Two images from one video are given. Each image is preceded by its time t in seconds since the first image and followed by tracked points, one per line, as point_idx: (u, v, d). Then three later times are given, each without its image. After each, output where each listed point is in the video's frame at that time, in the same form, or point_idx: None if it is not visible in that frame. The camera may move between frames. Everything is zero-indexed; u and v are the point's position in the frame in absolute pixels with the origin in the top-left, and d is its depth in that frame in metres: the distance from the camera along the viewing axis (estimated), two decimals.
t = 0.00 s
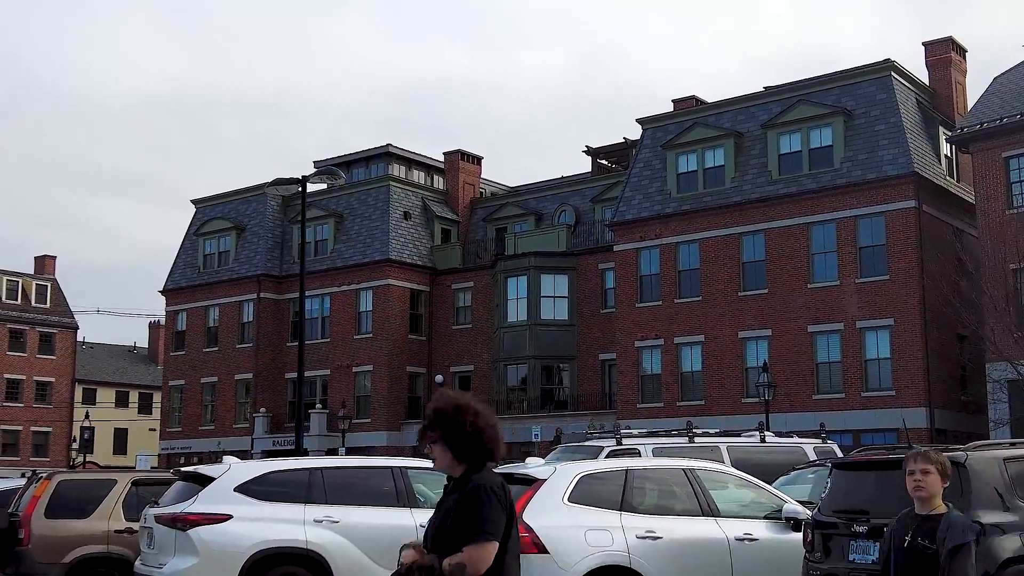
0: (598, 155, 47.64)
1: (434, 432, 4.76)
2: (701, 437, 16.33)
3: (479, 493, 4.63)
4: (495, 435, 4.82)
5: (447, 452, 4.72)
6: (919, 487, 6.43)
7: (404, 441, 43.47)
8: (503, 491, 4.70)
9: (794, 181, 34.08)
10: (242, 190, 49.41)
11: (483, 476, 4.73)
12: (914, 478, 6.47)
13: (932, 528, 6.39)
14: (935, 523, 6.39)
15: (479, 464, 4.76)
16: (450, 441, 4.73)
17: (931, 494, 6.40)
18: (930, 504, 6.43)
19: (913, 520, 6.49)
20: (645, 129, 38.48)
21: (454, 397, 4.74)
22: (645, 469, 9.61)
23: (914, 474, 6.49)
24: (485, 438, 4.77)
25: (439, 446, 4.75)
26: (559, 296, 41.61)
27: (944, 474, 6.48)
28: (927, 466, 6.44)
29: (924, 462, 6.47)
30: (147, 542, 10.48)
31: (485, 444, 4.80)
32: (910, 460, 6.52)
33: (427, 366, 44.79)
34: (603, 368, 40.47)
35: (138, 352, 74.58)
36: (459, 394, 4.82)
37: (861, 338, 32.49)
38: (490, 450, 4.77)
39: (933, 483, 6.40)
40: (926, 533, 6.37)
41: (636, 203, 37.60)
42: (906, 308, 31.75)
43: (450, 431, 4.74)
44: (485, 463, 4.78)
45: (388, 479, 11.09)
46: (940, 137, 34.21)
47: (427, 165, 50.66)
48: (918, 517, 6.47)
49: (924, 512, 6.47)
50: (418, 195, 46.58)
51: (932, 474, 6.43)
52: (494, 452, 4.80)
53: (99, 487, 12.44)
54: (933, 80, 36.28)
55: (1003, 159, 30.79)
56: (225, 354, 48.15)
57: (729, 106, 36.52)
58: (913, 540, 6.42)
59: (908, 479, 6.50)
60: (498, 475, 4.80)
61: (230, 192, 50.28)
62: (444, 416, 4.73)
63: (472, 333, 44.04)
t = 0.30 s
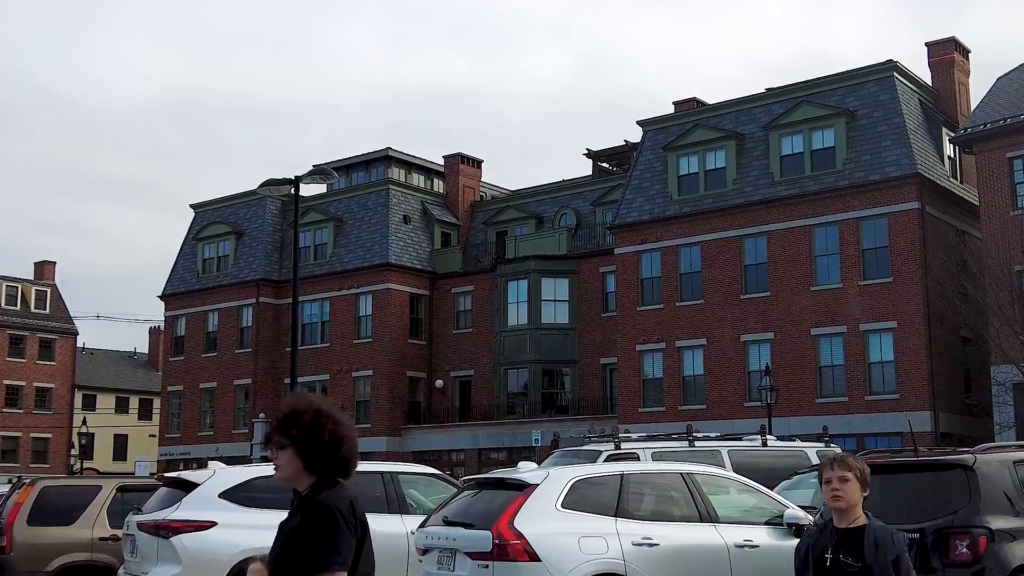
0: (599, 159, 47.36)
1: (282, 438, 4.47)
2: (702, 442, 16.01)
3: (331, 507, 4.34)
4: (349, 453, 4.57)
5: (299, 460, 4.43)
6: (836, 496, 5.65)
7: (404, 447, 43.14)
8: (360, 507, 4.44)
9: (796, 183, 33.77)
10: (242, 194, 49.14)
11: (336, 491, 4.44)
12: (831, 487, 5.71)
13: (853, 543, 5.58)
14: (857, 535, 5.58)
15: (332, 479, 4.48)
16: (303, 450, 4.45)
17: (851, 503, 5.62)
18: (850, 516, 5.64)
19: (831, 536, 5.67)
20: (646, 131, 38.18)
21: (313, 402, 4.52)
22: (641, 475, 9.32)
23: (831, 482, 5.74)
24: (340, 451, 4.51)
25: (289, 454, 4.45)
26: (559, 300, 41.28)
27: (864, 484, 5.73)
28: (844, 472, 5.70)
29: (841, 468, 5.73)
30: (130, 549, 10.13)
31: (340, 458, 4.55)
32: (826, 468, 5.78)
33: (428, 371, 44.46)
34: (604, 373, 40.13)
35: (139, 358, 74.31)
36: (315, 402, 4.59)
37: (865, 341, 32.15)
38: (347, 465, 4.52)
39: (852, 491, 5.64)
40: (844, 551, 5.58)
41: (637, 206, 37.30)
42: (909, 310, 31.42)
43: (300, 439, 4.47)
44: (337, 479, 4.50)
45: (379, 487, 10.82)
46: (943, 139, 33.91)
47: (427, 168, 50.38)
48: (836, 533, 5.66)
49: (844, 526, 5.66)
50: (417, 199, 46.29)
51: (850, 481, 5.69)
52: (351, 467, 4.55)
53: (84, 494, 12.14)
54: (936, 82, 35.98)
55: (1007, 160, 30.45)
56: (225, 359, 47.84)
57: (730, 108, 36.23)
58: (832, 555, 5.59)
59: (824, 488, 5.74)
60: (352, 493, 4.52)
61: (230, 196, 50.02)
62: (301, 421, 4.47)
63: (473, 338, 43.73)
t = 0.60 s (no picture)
0: (603, 158, 47.08)
1: (103, 408, 3.92)
2: (706, 443, 15.72)
3: (131, 486, 3.77)
4: (181, 437, 4.02)
5: (119, 434, 3.90)
6: (752, 489, 5.21)
7: (407, 449, 42.85)
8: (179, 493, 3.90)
9: (802, 181, 33.45)
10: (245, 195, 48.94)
11: (148, 472, 3.88)
12: (747, 479, 5.27)
13: (771, 540, 5.15)
14: (775, 533, 5.15)
15: (151, 460, 3.94)
16: (124, 421, 3.91)
17: (768, 498, 5.18)
18: (768, 510, 5.21)
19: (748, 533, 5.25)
20: (651, 130, 37.88)
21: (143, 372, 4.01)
22: (643, 476, 9.05)
23: (748, 474, 5.29)
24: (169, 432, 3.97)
25: (108, 424, 3.92)
26: (564, 300, 41.00)
27: (785, 474, 5.28)
28: (761, 462, 5.26)
29: (758, 458, 5.27)
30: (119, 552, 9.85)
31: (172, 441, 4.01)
32: (741, 458, 5.34)
33: (431, 373, 44.19)
34: (609, 374, 39.82)
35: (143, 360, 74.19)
36: (151, 373, 4.07)
37: (872, 341, 31.83)
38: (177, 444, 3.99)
39: (769, 483, 5.20)
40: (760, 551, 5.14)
41: (642, 205, 37.01)
42: (917, 310, 31.09)
43: (126, 412, 3.93)
44: (160, 460, 3.97)
45: (374, 489, 10.56)
46: (951, 136, 33.57)
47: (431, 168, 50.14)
48: (754, 529, 5.24)
49: (761, 522, 5.24)
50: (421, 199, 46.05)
51: (768, 471, 5.25)
52: (182, 450, 4.03)
53: (74, 496, 11.90)
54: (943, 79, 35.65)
55: (1016, 158, 30.09)
56: (228, 361, 47.62)
57: (735, 106, 35.92)
58: (748, 554, 5.17)
59: (740, 481, 5.30)
60: (174, 479, 3.96)
61: (233, 197, 49.84)
62: (123, 391, 3.95)
63: (476, 339, 43.46)
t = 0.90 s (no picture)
0: (611, 160, 46.77)
1: None
2: (713, 447, 15.41)
3: None
4: None
5: None
6: (642, 513, 4.48)
7: (414, 452, 42.57)
8: None
9: (811, 182, 33.10)
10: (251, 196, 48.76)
11: None
12: (637, 500, 4.53)
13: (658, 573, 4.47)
14: (663, 563, 4.46)
15: None
16: None
17: (658, 524, 4.45)
18: (660, 536, 4.48)
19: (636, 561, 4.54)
20: (658, 131, 37.55)
21: None
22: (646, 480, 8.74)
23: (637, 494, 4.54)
24: None
25: None
26: (571, 302, 40.69)
27: (680, 493, 4.54)
28: (653, 481, 4.49)
29: (651, 475, 4.50)
30: (107, 558, 9.57)
31: None
32: (633, 471, 4.57)
33: (438, 375, 43.92)
34: (617, 376, 39.49)
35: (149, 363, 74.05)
36: None
37: (882, 344, 31.46)
38: None
39: (662, 507, 4.46)
40: None
41: (649, 206, 36.69)
42: (928, 313, 30.71)
43: None
44: None
45: (370, 492, 10.28)
46: (962, 136, 33.19)
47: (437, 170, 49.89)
48: (642, 557, 4.53)
49: (652, 549, 4.52)
50: (427, 201, 45.79)
51: (661, 491, 4.50)
52: None
53: (66, 501, 11.65)
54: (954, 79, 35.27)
55: None
56: (233, 363, 47.43)
57: (743, 106, 35.59)
58: None
59: (629, 501, 4.54)
60: None
61: (239, 199, 49.67)
62: None
63: (483, 341, 43.17)
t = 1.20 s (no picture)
0: (615, 159, 46.51)
1: None
2: (712, 447, 15.13)
3: None
4: None
5: None
6: (473, 499, 3.98)
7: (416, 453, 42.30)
8: None
9: (816, 181, 32.80)
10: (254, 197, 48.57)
11: None
12: (469, 486, 4.03)
13: (492, 567, 3.96)
14: (498, 557, 3.95)
15: None
16: None
17: (490, 513, 3.96)
18: (493, 526, 3.98)
19: (470, 555, 4.05)
20: (662, 129, 37.28)
21: None
22: (638, 480, 8.48)
23: (471, 478, 4.06)
24: None
25: None
26: (574, 302, 40.40)
27: (519, 478, 4.05)
28: (487, 464, 4.01)
29: (484, 457, 4.02)
30: (87, 562, 9.34)
31: None
32: (467, 454, 4.09)
33: (441, 377, 43.67)
34: (621, 377, 39.20)
35: (153, 365, 73.90)
36: None
37: (888, 343, 31.14)
38: None
39: (495, 492, 3.97)
40: None
41: (653, 205, 36.40)
42: (934, 312, 30.39)
43: None
44: None
45: (357, 494, 10.04)
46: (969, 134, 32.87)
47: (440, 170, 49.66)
48: (477, 550, 4.03)
49: (486, 541, 4.02)
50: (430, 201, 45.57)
51: (496, 475, 4.01)
52: None
53: (51, 503, 11.43)
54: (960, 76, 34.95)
55: None
56: (236, 365, 47.24)
57: (747, 105, 35.30)
58: None
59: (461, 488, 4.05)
60: None
61: (242, 199, 49.49)
62: None
63: (486, 342, 42.90)
